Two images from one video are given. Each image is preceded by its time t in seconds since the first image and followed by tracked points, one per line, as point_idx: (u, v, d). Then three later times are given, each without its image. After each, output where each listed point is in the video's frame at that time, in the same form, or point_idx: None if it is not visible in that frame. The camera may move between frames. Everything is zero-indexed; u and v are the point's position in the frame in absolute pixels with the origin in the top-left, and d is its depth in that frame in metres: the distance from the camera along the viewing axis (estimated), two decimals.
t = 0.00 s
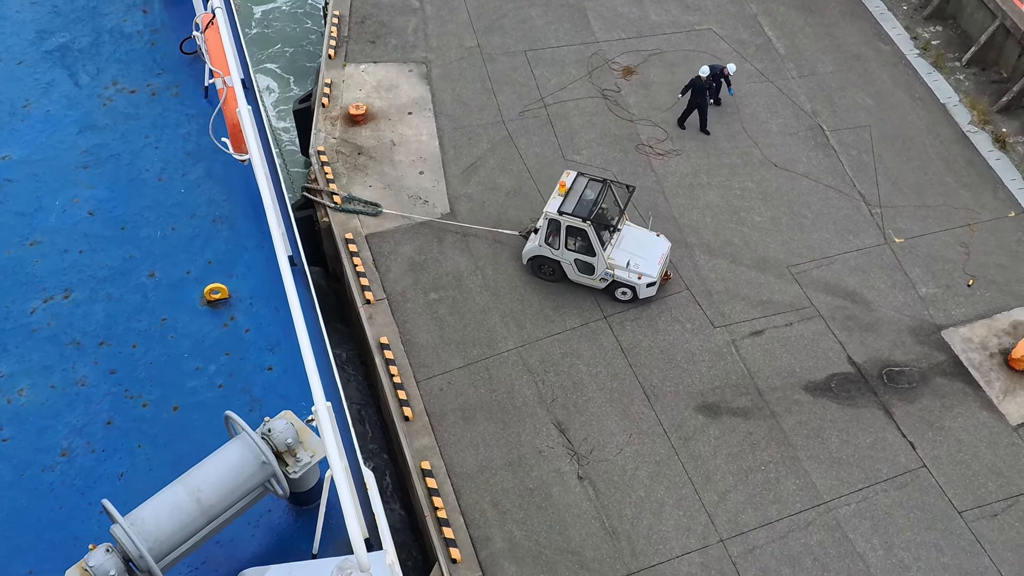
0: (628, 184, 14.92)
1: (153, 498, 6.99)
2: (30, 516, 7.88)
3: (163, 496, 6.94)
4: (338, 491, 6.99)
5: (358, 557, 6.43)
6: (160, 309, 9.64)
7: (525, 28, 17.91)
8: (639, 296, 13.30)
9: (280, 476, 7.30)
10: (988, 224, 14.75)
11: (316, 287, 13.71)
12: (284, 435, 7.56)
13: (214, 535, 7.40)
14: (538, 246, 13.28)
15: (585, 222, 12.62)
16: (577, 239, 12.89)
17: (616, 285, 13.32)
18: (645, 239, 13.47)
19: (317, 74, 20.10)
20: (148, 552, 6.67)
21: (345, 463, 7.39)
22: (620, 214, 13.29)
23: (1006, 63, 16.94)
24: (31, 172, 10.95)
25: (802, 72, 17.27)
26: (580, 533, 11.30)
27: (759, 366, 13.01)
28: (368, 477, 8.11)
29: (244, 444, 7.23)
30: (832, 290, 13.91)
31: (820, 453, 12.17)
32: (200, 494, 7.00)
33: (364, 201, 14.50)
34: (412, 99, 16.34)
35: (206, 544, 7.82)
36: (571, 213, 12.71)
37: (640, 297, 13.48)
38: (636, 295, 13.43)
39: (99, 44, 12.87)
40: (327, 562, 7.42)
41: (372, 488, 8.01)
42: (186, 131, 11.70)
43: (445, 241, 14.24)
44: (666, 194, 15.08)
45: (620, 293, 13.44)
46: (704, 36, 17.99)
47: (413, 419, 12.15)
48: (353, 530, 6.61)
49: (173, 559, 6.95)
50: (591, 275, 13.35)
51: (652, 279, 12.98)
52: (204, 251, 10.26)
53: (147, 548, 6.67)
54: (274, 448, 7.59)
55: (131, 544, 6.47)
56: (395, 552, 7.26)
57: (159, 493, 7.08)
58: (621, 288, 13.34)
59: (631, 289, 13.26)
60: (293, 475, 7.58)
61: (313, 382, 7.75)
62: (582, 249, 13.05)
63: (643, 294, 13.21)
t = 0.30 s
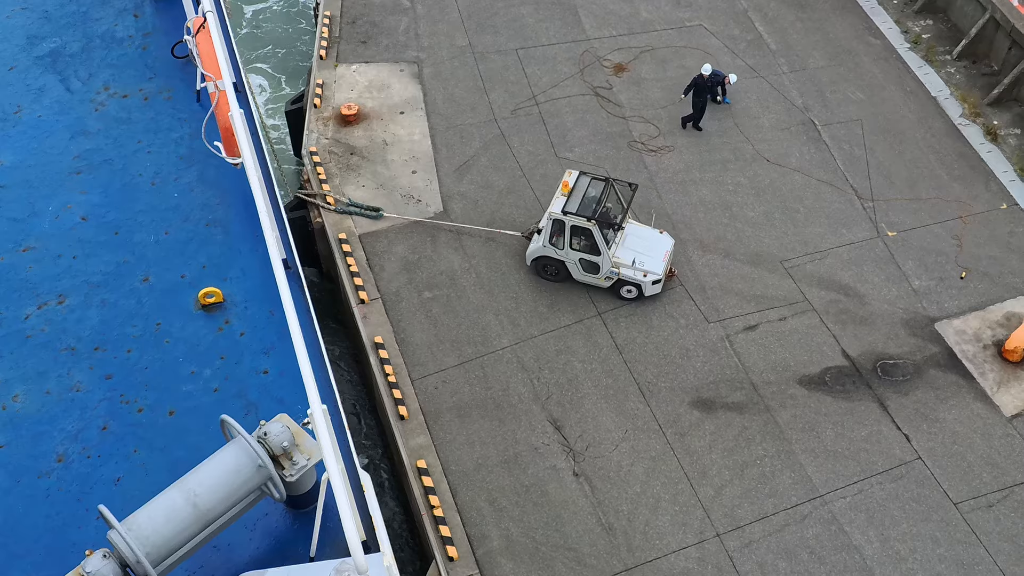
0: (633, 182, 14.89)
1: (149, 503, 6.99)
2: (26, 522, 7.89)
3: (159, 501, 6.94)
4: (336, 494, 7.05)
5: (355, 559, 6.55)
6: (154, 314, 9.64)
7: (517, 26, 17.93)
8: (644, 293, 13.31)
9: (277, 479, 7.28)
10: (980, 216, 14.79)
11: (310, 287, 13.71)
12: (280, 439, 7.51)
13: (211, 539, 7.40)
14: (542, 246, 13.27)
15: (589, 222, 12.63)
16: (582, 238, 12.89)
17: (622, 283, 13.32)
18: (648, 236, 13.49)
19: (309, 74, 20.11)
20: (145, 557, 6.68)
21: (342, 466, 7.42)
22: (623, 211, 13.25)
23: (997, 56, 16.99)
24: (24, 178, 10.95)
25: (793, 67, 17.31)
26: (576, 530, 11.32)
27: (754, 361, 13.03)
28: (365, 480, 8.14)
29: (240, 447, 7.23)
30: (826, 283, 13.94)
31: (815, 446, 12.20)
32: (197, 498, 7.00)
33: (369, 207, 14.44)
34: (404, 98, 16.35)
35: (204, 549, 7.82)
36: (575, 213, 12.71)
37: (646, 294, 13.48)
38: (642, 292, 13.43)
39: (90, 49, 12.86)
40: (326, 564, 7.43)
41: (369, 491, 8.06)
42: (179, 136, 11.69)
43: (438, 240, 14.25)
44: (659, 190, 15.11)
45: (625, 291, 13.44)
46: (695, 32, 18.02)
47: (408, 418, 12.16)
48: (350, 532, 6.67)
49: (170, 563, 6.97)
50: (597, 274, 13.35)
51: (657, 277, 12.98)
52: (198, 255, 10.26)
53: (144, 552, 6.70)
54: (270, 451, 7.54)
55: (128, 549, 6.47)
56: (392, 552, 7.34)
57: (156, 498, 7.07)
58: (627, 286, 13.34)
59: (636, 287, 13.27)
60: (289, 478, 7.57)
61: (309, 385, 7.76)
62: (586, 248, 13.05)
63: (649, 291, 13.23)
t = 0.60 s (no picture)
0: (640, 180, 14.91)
1: (145, 507, 6.97)
2: (21, 527, 7.87)
3: (155, 504, 6.92)
4: (332, 496, 7.10)
5: (351, 561, 6.59)
6: (148, 317, 9.63)
7: (508, 25, 17.94)
8: (651, 291, 13.34)
9: (273, 482, 7.30)
10: (972, 210, 14.84)
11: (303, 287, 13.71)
12: (276, 441, 7.53)
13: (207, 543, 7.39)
14: (549, 247, 13.24)
15: (596, 222, 12.63)
16: (588, 238, 12.88)
17: (629, 281, 13.34)
18: (653, 234, 13.54)
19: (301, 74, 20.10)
20: (141, 561, 6.66)
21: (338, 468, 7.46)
22: (628, 210, 13.23)
23: (987, 50, 17.05)
24: (16, 183, 10.94)
25: (784, 63, 17.34)
26: (572, 526, 11.33)
27: (747, 356, 13.06)
28: (360, 482, 8.17)
29: (236, 450, 7.23)
30: (819, 278, 13.97)
31: (808, 441, 12.22)
32: (193, 502, 6.99)
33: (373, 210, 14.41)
34: (396, 98, 16.36)
35: (200, 552, 7.80)
36: (582, 213, 12.69)
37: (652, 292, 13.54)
38: (648, 291, 13.48)
39: (82, 53, 12.84)
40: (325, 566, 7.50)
41: (365, 492, 8.11)
42: (171, 139, 11.68)
43: (431, 238, 14.26)
44: (651, 187, 15.13)
45: (632, 290, 13.47)
46: (686, 29, 18.05)
47: (402, 417, 12.16)
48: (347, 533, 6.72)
49: (166, 568, 6.95)
50: (603, 273, 13.37)
51: (665, 274, 13.08)
52: (192, 259, 10.25)
53: (141, 557, 6.68)
54: (265, 454, 7.56)
55: (123, 552, 6.47)
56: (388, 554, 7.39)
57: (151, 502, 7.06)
58: (634, 284, 13.37)
59: (643, 285, 13.31)
60: (285, 481, 7.58)
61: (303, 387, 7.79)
62: (593, 247, 13.04)
63: (656, 289, 13.27)
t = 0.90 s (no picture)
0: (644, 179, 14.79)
1: (139, 509, 6.95)
2: (14, 530, 7.86)
3: (149, 507, 6.90)
4: (327, 497, 7.10)
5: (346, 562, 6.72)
6: (141, 319, 9.61)
7: (499, 22, 17.94)
8: (658, 288, 13.33)
9: (267, 483, 7.29)
10: (962, 203, 14.89)
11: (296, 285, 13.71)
12: (270, 443, 7.53)
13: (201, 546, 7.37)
14: (554, 246, 13.19)
15: (602, 220, 12.61)
16: (594, 236, 12.88)
17: (635, 279, 13.32)
18: (657, 230, 13.51)
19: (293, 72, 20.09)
20: (135, 564, 6.63)
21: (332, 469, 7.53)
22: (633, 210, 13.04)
23: (977, 44, 17.11)
24: (8, 186, 10.91)
25: (775, 59, 17.37)
26: (566, 522, 11.34)
27: (740, 351, 13.08)
28: (355, 482, 8.17)
29: (229, 452, 7.24)
30: (811, 273, 14.00)
31: (802, 435, 12.25)
32: (187, 504, 6.98)
33: (378, 210, 14.39)
34: (387, 96, 16.36)
35: (195, 554, 7.79)
36: (587, 211, 12.67)
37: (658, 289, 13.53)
38: (655, 287, 13.47)
39: (72, 54, 12.81)
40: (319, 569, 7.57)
41: (359, 492, 8.11)
42: (163, 140, 11.66)
43: (424, 236, 14.26)
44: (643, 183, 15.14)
45: (638, 287, 13.45)
46: (677, 25, 18.07)
47: (396, 414, 12.16)
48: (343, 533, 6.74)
49: (161, 571, 6.92)
50: (609, 271, 13.32)
51: (672, 270, 13.09)
52: (184, 260, 10.24)
53: (135, 560, 6.64)
54: (260, 455, 7.54)
55: (118, 555, 6.45)
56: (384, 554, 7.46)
57: (145, 505, 7.04)
58: (640, 282, 13.36)
59: (650, 282, 13.30)
60: (280, 482, 7.57)
61: (297, 388, 7.84)
62: (599, 246, 13.02)
63: (663, 286, 13.26)
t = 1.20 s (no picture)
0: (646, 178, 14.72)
1: (134, 511, 6.96)
2: (9, 533, 7.85)
3: (143, 509, 6.91)
4: (322, 499, 7.12)
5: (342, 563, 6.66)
6: (134, 321, 9.61)
7: (491, 20, 17.95)
8: (663, 285, 13.35)
9: (262, 484, 7.27)
10: (954, 198, 14.93)
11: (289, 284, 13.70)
12: (264, 444, 7.54)
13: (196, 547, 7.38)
14: (558, 245, 13.19)
15: (607, 217, 12.59)
16: (599, 234, 12.88)
17: (640, 276, 13.32)
18: (660, 228, 13.57)
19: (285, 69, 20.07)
20: (130, 566, 6.66)
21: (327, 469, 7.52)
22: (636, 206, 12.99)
23: (968, 40, 17.17)
24: None
25: (767, 55, 17.40)
26: (560, 518, 11.35)
27: (733, 346, 13.11)
28: (350, 483, 8.17)
29: (224, 453, 7.23)
30: (803, 268, 14.03)
31: (795, 430, 12.28)
32: (182, 506, 6.98)
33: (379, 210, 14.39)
34: (379, 94, 16.36)
35: (189, 556, 7.79)
36: (592, 210, 12.66)
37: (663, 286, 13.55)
38: (660, 285, 13.48)
39: (63, 56, 12.79)
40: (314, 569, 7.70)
41: (354, 493, 8.12)
42: (156, 141, 11.64)
43: (417, 234, 14.27)
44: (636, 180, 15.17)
45: (643, 284, 13.46)
46: (669, 22, 18.09)
47: (390, 412, 12.17)
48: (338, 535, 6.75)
49: (157, 572, 6.94)
50: (614, 269, 13.33)
51: (677, 267, 13.12)
52: (177, 262, 10.23)
53: (130, 562, 6.67)
54: (254, 457, 7.55)
55: (112, 558, 6.47)
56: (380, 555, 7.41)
57: (139, 506, 7.05)
58: (645, 279, 13.37)
59: (655, 279, 13.31)
60: (275, 483, 7.57)
61: (291, 389, 7.85)
62: (604, 244, 13.02)
63: (668, 283, 13.29)
